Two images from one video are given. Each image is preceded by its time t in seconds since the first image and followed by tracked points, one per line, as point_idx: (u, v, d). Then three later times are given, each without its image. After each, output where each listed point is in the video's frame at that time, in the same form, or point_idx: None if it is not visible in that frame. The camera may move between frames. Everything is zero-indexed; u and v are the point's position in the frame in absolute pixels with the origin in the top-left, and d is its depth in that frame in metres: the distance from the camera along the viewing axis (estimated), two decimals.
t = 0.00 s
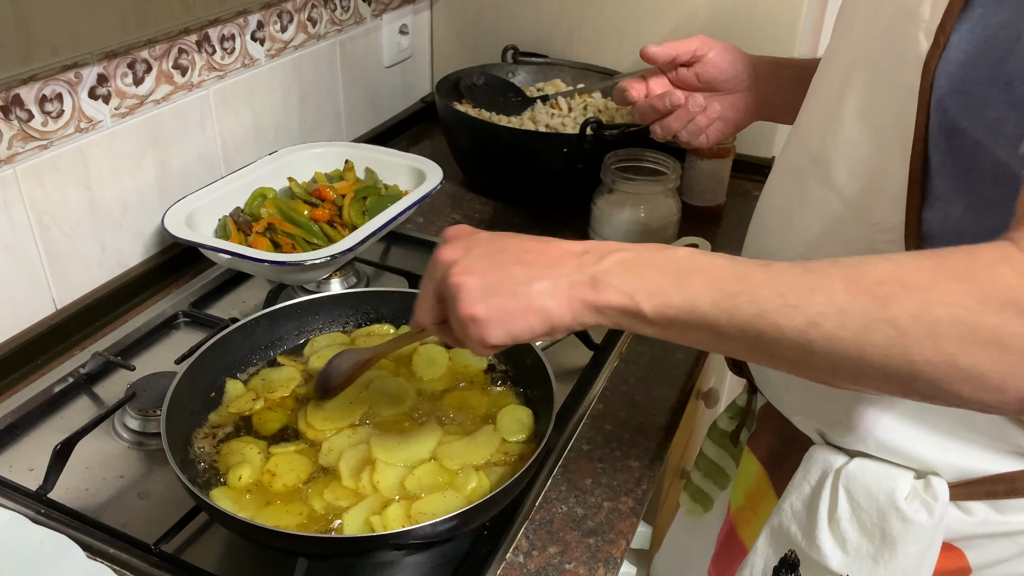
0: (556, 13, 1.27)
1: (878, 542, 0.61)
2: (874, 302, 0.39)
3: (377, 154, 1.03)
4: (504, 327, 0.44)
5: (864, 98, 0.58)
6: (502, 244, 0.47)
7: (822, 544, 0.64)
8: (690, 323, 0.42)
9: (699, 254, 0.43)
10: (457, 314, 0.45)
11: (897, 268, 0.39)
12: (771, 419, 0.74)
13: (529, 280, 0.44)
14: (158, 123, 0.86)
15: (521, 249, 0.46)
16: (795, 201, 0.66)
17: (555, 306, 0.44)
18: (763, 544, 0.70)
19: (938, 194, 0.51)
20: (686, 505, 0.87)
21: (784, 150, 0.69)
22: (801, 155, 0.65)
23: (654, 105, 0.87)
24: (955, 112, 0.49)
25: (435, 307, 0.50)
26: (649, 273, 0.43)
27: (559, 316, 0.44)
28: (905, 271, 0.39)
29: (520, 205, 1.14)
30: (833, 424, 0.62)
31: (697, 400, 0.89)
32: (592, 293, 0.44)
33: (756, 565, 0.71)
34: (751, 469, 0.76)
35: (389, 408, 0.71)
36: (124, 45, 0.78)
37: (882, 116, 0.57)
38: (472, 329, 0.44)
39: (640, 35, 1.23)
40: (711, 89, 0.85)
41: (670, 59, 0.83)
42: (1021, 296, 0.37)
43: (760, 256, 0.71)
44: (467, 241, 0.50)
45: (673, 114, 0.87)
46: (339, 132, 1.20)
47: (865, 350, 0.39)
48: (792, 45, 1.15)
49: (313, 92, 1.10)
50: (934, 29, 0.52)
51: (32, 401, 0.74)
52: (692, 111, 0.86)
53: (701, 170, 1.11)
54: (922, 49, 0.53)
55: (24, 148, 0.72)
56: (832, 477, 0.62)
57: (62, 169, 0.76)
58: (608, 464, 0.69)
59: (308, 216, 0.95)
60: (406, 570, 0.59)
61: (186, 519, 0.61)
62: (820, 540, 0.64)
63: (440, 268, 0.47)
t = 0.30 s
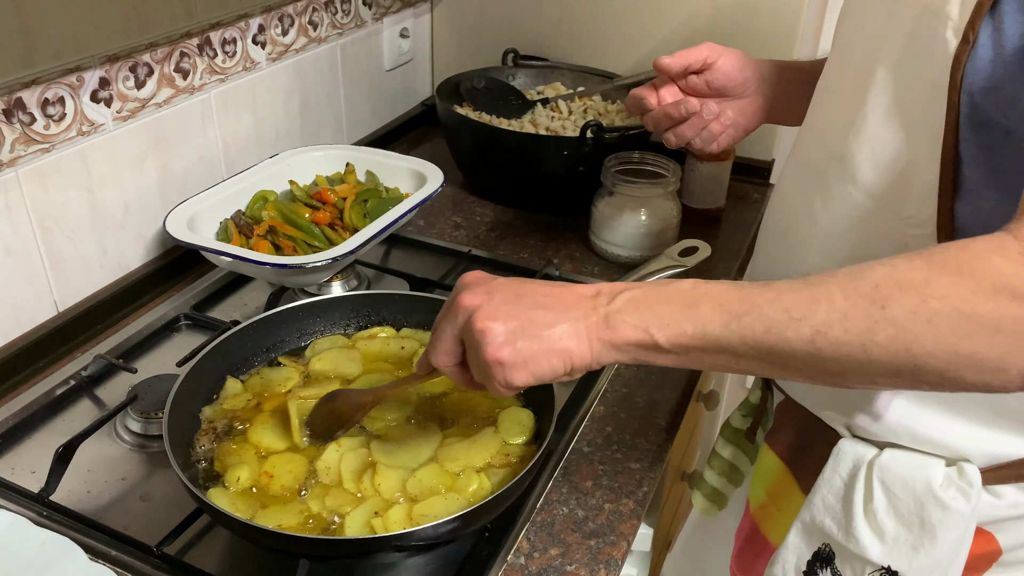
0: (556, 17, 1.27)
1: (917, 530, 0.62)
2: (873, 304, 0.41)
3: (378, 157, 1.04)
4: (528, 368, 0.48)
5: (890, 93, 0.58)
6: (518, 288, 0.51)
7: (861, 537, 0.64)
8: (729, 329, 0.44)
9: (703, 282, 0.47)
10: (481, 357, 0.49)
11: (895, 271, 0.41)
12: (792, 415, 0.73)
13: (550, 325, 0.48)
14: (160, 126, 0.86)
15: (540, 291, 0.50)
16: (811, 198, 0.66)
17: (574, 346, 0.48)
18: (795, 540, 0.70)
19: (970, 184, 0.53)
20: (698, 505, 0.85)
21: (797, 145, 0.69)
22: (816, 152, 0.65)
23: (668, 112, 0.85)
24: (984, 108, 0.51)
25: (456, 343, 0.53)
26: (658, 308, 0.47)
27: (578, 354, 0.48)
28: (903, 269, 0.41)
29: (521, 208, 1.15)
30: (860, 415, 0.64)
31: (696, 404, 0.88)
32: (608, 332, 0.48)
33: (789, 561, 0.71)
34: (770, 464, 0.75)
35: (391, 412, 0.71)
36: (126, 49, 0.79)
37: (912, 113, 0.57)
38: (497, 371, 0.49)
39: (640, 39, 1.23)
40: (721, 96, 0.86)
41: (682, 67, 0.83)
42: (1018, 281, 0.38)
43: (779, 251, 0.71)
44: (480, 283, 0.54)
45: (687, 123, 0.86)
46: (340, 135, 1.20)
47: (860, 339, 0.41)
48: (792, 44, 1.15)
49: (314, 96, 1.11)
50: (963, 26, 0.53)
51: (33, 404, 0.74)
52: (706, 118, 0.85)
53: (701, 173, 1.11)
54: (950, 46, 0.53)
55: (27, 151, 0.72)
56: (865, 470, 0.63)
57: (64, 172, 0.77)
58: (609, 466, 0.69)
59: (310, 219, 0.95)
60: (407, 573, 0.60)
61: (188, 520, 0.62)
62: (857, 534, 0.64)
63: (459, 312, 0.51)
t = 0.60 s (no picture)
0: (554, 19, 1.28)
1: (922, 516, 0.62)
2: (892, 295, 0.43)
3: (376, 159, 1.04)
4: (548, 363, 0.49)
5: (897, 88, 0.58)
6: (536, 281, 0.52)
7: (867, 524, 0.64)
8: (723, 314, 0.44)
9: (718, 279, 0.49)
10: (500, 349, 0.50)
11: (912, 262, 0.43)
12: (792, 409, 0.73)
13: (571, 320, 0.49)
14: (160, 128, 0.87)
15: (558, 286, 0.51)
16: (818, 193, 0.66)
17: (593, 343, 0.49)
18: (800, 528, 0.70)
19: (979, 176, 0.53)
20: (697, 497, 0.86)
21: (803, 140, 0.70)
22: (823, 147, 0.66)
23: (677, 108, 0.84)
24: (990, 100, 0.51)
25: (470, 334, 0.54)
26: (677, 306, 0.48)
27: (598, 351, 0.49)
28: (920, 261, 0.43)
29: (519, 209, 1.15)
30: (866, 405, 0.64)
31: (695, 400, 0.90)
32: (626, 329, 0.49)
33: (793, 550, 0.71)
34: (770, 454, 0.75)
35: (391, 412, 0.71)
36: (125, 51, 0.79)
37: (919, 107, 0.57)
38: (517, 364, 0.50)
39: (638, 41, 1.24)
40: (725, 93, 0.86)
41: (690, 63, 0.82)
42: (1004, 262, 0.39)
43: (786, 246, 0.71)
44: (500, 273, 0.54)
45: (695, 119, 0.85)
46: (339, 137, 1.20)
47: (879, 331, 0.43)
48: (789, 43, 1.15)
49: (313, 98, 1.11)
50: (970, 20, 0.53)
51: (34, 405, 0.75)
52: (714, 116, 0.85)
53: (698, 174, 1.12)
54: (957, 40, 0.53)
55: (26, 153, 0.73)
56: (870, 458, 0.63)
57: (64, 174, 0.77)
58: (608, 466, 0.69)
59: (308, 220, 0.95)
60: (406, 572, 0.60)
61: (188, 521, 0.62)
62: (863, 520, 0.65)
63: (477, 303, 0.52)
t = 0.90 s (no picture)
0: (551, 19, 1.28)
1: (917, 504, 0.63)
2: (823, 277, 0.42)
3: (374, 159, 1.05)
4: (489, 403, 0.49)
5: (894, 82, 0.59)
6: (456, 320, 0.49)
7: (863, 512, 0.65)
8: (726, 301, 0.43)
9: (645, 277, 0.47)
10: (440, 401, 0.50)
11: (840, 239, 0.42)
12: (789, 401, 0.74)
13: (501, 360, 0.48)
14: (158, 127, 0.87)
15: (478, 316, 0.49)
16: (818, 184, 0.67)
17: (530, 370, 0.49)
18: (798, 518, 0.71)
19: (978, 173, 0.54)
20: (694, 489, 0.87)
21: (798, 135, 0.70)
22: (820, 139, 0.66)
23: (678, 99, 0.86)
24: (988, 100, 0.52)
25: (406, 384, 0.53)
26: (607, 313, 0.47)
27: (537, 376, 0.49)
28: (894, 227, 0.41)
29: (518, 209, 1.15)
30: (864, 399, 0.65)
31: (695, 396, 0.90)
32: (558, 341, 0.48)
33: (791, 539, 0.71)
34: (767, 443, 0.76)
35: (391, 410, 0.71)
36: (124, 51, 0.79)
37: (918, 102, 0.58)
38: (461, 411, 0.50)
39: (635, 41, 1.25)
40: (726, 86, 0.86)
41: (692, 55, 0.83)
42: (990, 248, 0.40)
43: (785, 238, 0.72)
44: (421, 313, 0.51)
45: (695, 110, 0.86)
46: (337, 137, 1.21)
47: (813, 313, 0.42)
48: (786, 40, 1.15)
49: (311, 98, 1.11)
50: (968, 17, 0.53)
51: (33, 405, 0.75)
52: (715, 107, 0.85)
53: (695, 173, 1.12)
54: (955, 36, 0.54)
55: (26, 154, 0.73)
56: (866, 446, 0.64)
57: (63, 175, 0.77)
58: (605, 464, 0.70)
59: (307, 220, 0.96)
60: (406, 569, 0.60)
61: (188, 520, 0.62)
62: (859, 509, 0.65)
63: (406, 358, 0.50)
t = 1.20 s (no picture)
0: (552, 18, 1.28)
1: (903, 496, 0.63)
2: (838, 269, 0.41)
3: (373, 157, 1.04)
4: (494, 371, 0.50)
5: (885, 78, 0.59)
6: (478, 285, 0.51)
7: (850, 504, 0.65)
8: (726, 297, 0.44)
9: (665, 262, 0.47)
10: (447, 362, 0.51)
11: (858, 233, 0.42)
12: (780, 394, 0.74)
13: (511, 328, 0.49)
14: (158, 125, 0.87)
15: (496, 287, 0.50)
16: (809, 180, 0.66)
17: (540, 343, 0.49)
18: (786, 510, 0.71)
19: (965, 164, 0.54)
20: (688, 481, 0.87)
21: (793, 130, 0.70)
22: (811, 135, 0.66)
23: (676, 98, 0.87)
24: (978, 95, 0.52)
25: (419, 344, 0.54)
26: (622, 295, 0.47)
27: (546, 351, 0.49)
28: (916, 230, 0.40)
29: (518, 207, 1.15)
30: (856, 392, 0.65)
31: (694, 393, 0.90)
32: (573, 319, 0.48)
33: (780, 530, 0.72)
34: (759, 436, 0.76)
35: (389, 407, 0.71)
36: (124, 49, 0.79)
37: (909, 97, 0.58)
38: (466, 376, 0.51)
39: (635, 39, 1.25)
40: (724, 85, 0.86)
41: (689, 57, 0.83)
42: (981, 237, 0.39)
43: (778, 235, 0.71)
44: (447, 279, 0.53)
45: (693, 110, 0.87)
46: (337, 135, 1.21)
47: (827, 305, 0.42)
48: (785, 37, 1.15)
49: (310, 96, 1.11)
50: (957, 11, 0.53)
51: (33, 402, 0.75)
52: (711, 107, 0.86)
53: (695, 172, 1.12)
54: (945, 30, 0.54)
55: (26, 151, 0.73)
56: (855, 438, 0.64)
57: (62, 172, 0.77)
58: (604, 461, 0.70)
59: (307, 218, 0.96)
60: (404, 566, 0.60)
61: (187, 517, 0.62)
62: (846, 500, 0.66)
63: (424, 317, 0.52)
